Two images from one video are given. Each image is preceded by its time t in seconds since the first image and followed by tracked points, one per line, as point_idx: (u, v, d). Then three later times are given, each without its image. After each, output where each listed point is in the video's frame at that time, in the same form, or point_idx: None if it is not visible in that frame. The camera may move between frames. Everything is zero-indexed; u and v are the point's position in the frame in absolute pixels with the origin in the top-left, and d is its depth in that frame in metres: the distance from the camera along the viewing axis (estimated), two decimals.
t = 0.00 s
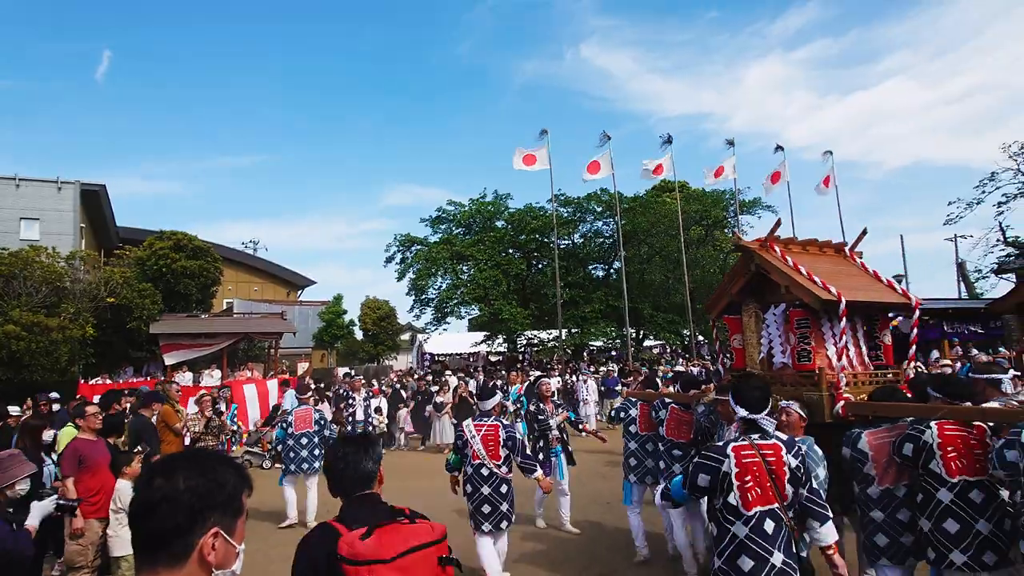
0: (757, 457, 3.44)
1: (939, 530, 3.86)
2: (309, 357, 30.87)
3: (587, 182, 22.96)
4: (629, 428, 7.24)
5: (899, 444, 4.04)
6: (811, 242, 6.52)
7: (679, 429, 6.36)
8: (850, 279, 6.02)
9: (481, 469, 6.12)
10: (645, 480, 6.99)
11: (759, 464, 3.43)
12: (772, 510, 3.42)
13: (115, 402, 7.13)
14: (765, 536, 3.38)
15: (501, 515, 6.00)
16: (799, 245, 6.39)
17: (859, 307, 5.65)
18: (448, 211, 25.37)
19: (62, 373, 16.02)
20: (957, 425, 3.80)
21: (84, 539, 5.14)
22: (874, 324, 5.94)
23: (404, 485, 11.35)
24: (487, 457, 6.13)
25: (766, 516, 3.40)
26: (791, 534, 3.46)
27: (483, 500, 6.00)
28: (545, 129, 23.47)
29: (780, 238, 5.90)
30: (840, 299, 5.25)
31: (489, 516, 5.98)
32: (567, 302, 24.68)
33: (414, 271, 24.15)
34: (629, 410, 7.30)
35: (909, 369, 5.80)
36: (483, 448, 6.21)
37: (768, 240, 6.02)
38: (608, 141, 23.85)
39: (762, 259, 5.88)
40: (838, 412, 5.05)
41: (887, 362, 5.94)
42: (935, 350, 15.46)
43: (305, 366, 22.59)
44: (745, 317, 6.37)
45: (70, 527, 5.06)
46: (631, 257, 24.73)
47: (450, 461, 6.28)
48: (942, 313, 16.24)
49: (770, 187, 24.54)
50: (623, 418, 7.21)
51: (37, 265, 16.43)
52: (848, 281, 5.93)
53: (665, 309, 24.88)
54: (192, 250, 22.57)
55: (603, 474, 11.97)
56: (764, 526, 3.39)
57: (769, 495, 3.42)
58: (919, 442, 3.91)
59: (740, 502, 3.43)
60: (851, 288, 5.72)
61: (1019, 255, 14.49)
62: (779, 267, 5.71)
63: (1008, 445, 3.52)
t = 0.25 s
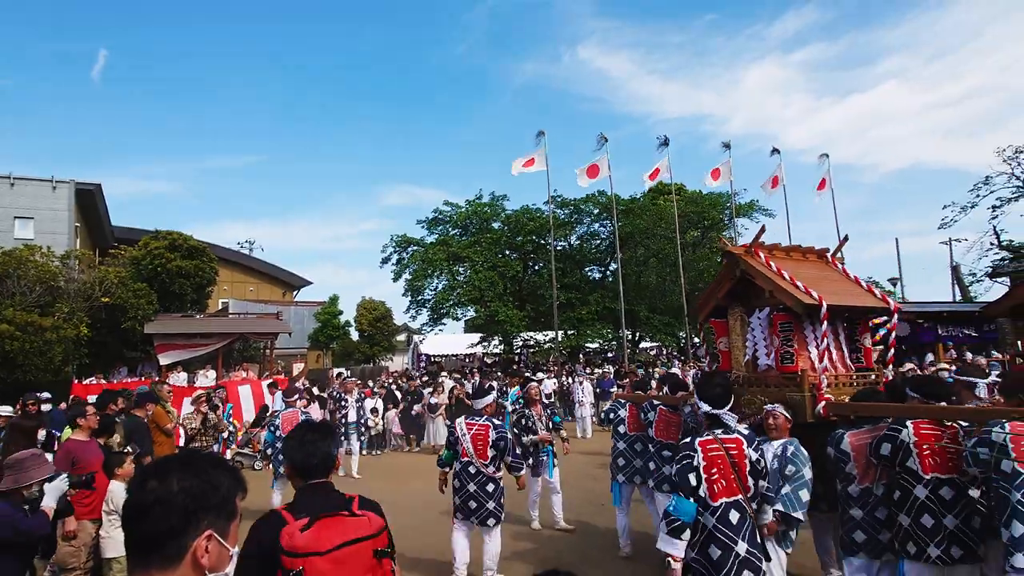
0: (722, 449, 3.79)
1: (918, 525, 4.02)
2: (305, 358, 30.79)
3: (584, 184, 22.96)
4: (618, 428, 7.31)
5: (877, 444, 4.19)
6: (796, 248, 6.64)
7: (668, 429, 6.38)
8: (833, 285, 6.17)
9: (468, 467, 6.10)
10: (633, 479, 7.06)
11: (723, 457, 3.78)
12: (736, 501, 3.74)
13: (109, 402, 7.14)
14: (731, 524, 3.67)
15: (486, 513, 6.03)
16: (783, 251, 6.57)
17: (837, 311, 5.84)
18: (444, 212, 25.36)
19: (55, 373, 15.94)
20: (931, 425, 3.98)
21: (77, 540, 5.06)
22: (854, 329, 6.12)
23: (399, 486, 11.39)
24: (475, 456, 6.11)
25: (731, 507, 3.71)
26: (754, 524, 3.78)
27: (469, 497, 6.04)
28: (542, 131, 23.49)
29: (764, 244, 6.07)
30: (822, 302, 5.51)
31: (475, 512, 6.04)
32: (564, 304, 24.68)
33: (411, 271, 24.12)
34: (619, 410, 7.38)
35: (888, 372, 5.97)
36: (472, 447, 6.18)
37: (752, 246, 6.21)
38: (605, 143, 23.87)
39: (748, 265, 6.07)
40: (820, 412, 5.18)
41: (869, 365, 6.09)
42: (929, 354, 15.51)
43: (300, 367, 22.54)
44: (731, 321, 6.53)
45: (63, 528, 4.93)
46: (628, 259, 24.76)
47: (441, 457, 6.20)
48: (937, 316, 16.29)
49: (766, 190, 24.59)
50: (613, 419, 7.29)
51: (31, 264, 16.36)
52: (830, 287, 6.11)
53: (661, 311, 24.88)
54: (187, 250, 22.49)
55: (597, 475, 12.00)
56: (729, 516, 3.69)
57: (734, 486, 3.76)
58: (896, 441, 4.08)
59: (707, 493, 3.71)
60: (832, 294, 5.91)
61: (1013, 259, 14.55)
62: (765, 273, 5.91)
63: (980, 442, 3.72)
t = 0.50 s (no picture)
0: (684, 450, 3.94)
1: (897, 525, 4.17)
2: (301, 357, 30.78)
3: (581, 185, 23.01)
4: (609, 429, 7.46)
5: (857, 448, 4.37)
6: (782, 255, 6.95)
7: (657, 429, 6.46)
8: (817, 291, 6.45)
9: (450, 465, 6.30)
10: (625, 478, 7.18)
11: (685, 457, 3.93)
12: (697, 498, 3.92)
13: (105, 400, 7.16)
14: (694, 522, 3.87)
15: (469, 512, 6.16)
16: (771, 256, 6.86)
17: (819, 315, 6.13)
18: (442, 212, 25.39)
19: (50, 370, 15.93)
20: (906, 425, 4.18)
21: (72, 539, 5.07)
22: (836, 333, 6.40)
23: (395, 484, 11.45)
24: (456, 455, 6.27)
25: (692, 505, 3.90)
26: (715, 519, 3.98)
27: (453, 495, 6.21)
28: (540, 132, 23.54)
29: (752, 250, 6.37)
30: (805, 306, 5.88)
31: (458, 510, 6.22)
32: (560, 304, 24.73)
33: (407, 271, 24.14)
34: (610, 411, 7.49)
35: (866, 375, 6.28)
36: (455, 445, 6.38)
37: (741, 251, 6.51)
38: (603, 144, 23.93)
39: (736, 269, 6.38)
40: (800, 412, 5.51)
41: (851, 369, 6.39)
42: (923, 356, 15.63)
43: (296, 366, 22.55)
44: (719, 323, 6.84)
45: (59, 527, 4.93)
46: (625, 260, 24.82)
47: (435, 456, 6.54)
48: (931, 319, 16.41)
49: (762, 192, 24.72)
50: (605, 419, 7.42)
51: (27, 261, 16.34)
52: (815, 294, 6.38)
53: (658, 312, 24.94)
54: (184, 248, 22.49)
55: (591, 474, 12.11)
56: (692, 513, 3.89)
57: (694, 484, 3.92)
58: (875, 443, 4.28)
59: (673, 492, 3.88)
60: (816, 299, 6.20)
61: (1006, 262, 14.68)
62: (753, 278, 6.22)
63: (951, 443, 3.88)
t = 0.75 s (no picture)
0: (651, 447, 4.00)
1: (876, 518, 4.43)
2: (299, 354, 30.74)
3: (580, 183, 22.96)
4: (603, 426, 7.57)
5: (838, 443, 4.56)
6: (772, 255, 7.19)
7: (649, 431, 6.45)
8: (806, 292, 6.69)
9: (437, 461, 6.55)
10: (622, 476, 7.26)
11: (653, 454, 3.99)
12: (667, 495, 3.95)
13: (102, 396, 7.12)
14: (660, 519, 3.91)
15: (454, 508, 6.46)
16: (761, 257, 7.09)
17: (809, 316, 6.40)
18: (440, 210, 25.33)
19: (46, 367, 15.86)
20: (885, 422, 4.38)
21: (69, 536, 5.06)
22: (824, 333, 6.67)
23: (392, 481, 11.47)
24: (441, 451, 6.48)
25: (661, 501, 3.94)
26: (689, 516, 3.99)
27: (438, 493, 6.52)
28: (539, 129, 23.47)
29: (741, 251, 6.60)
30: (790, 306, 6.12)
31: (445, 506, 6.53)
32: (559, 303, 24.72)
33: (405, 269, 24.10)
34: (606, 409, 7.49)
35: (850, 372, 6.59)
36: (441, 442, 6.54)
37: (731, 252, 6.74)
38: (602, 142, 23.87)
39: (726, 270, 6.64)
40: (786, 410, 5.70)
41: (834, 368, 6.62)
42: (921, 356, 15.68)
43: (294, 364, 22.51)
44: (709, 322, 7.11)
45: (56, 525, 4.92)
46: (623, 258, 24.80)
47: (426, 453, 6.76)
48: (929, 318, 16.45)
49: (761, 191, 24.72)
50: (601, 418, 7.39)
51: (23, 257, 16.26)
52: (804, 294, 6.65)
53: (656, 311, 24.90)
54: (181, 244, 22.42)
55: (588, 471, 12.17)
56: (659, 510, 3.93)
57: (664, 481, 3.96)
58: (854, 439, 4.48)
59: (637, 488, 3.99)
60: (803, 300, 6.45)
61: (1005, 262, 14.71)
62: (741, 278, 6.49)
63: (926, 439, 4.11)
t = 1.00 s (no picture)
0: (635, 442, 4.02)
1: (858, 511, 4.38)
2: (298, 349, 30.74)
3: (580, 179, 22.91)
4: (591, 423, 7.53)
5: (820, 439, 4.54)
6: (761, 255, 7.21)
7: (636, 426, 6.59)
8: (794, 290, 6.76)
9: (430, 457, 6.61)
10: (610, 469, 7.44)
11: (636, 450, 4.02)
12: (650, 491, 3.96)
13: (99, 390, 7.08)
14: (642, 514, 3.92)
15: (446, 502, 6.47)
16: (750, 256, 7.08)
17: (796, 314, 6.45)
18: (439, 205, 25.29)
19: (45, 361, 15.84)
20: (867, 418, 4.40)
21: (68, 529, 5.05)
22: (811, 332, 6.72)
23: (389, 476, 11.48)
24: (434, 448, 6.49)
25: (644, 497, 3.95)
26: (674, 513, 3.97)
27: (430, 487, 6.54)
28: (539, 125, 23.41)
29: (731, 249, 6.61)
30: (777, 305, 6.09)
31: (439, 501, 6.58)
32: (558, 299, 24.71)
33: (405, 264, 24.08)
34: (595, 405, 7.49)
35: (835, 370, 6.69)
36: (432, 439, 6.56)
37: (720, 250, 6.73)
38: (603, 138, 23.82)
39: (716, 268, 6.61)
40: (770, 406, 5.69)
41: (819, 366, 6.72)
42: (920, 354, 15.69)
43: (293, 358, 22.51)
44: (697, 319, 7.06)
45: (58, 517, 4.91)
46: (623, 255, 24.78)
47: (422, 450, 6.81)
48: (929, 316, 16.45)
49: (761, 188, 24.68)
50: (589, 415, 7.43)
51: (22, 251, 16.22)
52: (792, 293, 6.74)
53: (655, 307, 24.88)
54: (180, 239, 22.38)
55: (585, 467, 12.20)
56: (642, 505, 3.94)
57: (646, 477, 3.97)
58: (837, 434, 4.46)
59: (619, 483, 4.03)
60: (791, 299, 6.48)
61: (1005, 260, 14.70)
62: (731, 277, 6.45)
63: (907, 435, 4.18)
